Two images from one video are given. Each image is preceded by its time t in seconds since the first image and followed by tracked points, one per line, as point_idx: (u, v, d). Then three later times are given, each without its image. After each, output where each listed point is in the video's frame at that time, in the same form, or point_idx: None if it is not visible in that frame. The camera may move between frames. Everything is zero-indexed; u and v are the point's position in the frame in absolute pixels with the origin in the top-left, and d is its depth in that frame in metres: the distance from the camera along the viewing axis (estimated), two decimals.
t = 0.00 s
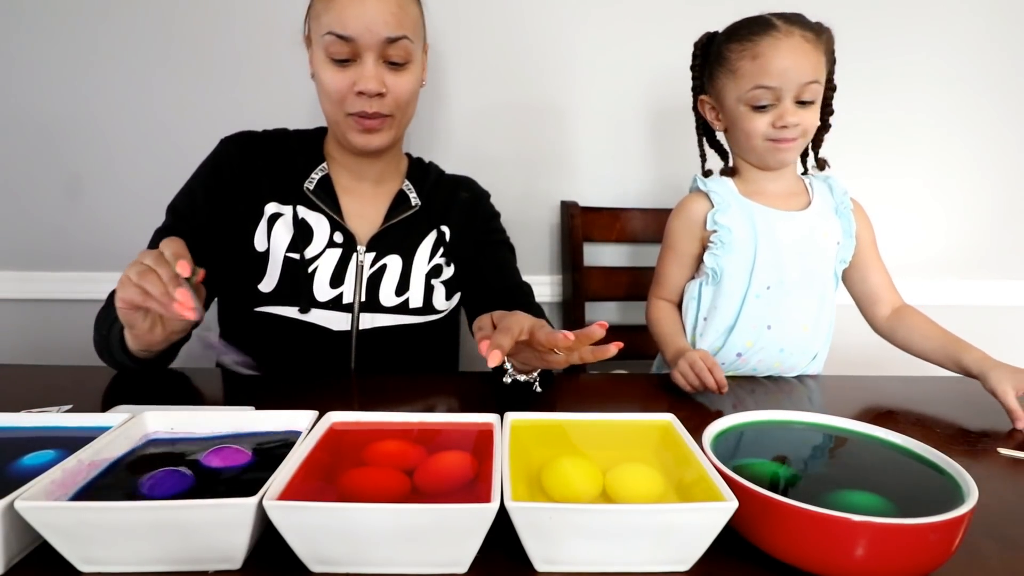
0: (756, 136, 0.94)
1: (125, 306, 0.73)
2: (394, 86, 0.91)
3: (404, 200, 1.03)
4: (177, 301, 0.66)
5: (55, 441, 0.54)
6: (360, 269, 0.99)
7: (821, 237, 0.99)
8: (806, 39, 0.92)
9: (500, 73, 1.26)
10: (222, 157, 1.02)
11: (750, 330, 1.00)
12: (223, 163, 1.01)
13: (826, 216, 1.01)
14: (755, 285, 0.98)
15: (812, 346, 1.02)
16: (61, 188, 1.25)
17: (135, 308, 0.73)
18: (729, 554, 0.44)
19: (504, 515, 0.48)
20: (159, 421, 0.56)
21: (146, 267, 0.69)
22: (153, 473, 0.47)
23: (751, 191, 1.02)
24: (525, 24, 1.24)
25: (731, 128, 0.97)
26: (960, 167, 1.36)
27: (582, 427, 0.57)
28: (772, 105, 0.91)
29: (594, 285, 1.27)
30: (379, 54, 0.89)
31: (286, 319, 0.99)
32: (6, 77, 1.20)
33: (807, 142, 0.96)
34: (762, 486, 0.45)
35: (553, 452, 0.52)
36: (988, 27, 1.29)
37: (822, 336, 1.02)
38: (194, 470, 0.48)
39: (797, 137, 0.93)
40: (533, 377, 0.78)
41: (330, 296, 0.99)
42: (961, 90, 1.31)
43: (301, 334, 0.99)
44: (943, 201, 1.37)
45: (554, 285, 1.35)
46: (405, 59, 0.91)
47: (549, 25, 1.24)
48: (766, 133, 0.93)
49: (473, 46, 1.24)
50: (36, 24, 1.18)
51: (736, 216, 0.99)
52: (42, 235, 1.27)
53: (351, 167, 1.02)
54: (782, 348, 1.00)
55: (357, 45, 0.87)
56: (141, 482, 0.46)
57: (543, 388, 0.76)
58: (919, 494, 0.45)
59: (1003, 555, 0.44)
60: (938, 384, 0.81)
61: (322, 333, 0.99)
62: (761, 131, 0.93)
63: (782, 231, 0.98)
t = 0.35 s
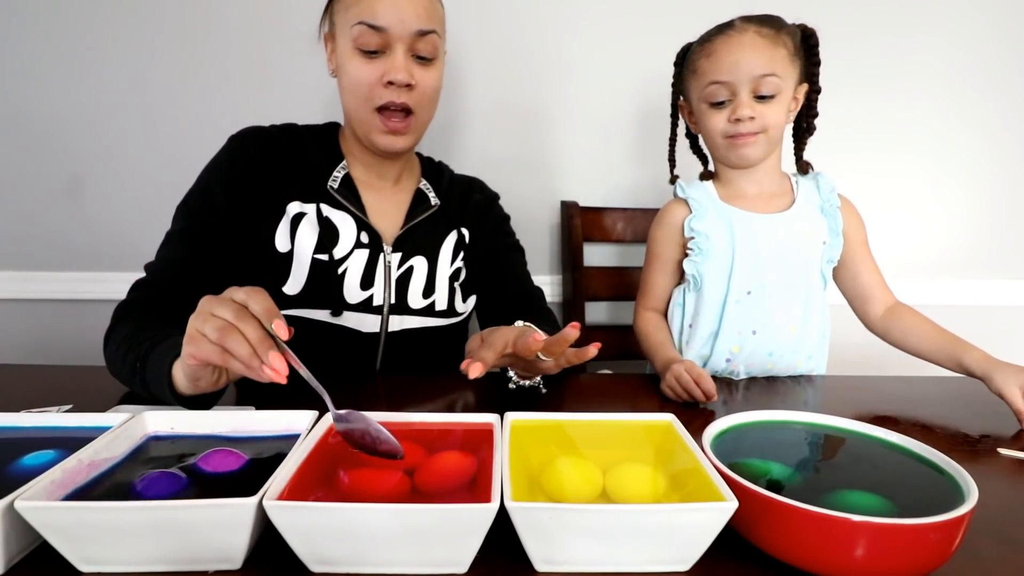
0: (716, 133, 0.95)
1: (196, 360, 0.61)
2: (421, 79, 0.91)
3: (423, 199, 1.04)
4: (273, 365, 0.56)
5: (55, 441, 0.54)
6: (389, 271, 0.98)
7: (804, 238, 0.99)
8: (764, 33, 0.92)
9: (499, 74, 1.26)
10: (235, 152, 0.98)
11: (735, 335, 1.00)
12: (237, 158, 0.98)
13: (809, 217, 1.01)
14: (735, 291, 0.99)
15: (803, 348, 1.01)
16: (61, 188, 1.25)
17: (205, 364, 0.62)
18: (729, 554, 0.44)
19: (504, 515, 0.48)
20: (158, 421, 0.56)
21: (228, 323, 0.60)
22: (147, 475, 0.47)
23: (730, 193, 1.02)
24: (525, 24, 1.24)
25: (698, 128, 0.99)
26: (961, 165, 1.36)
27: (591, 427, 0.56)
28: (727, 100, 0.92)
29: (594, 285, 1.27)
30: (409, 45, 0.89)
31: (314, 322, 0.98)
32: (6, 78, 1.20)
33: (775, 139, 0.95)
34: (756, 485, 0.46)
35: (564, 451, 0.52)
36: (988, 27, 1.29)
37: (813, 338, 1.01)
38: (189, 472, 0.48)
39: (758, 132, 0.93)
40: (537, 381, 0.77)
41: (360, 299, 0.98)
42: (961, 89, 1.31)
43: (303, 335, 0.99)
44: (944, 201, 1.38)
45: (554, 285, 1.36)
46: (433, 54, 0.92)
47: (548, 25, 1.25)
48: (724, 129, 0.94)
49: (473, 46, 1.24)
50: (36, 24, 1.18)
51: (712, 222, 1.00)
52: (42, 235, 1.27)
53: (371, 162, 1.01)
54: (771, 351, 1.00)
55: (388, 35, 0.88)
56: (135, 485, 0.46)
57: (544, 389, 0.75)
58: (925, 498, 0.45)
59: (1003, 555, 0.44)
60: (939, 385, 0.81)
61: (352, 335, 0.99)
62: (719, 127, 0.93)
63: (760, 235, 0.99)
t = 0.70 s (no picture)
0: (671, 137, 0.99)
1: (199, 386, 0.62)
2: (423, 78, 0.91)
3: (424, 201, 1.04)
4: (274, 395, 0.56)
5: (55, 441, 0.54)
6: (387, 274, 0.98)
7: (788, 235, 1.00)
8: (711, 36, 0.94)
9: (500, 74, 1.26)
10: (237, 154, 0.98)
11: (723, 334, 1.00)
12: (237, 159, 0.98)
13: (793, 213, 1.01)
14: (719, 289, 1.00)
15: (792, 343, 1.01)
16: (61, 188, 1.25)
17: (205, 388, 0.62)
18: (728, 554, 0.44)
19: (504, 515, 0.48)
20: (157, 421, 0.56)
21: (227, 354, 0.60)
22: (142, 476, 0.47)
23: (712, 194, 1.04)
24: (526, 25, 1.24)
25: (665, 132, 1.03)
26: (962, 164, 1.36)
27: (588, 427, 0.57)
28: (678, 106, 0.96)
29: (594, 286, 1.27)
30: (411, 45, 0.89)
31: (312, 325, 0.99)
32: (6, 78, 1.20)
33: (730, 139, 0.96)
34: (755, 483, 0.46)
35: (563, 452, 0.52)
36: (989, 26, 1.29)
37: (802, 334, 1.02)
38: (185, 472, 0.48)
39: (708, 134, 0.95)
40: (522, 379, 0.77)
41: (358, 301, 0.98)
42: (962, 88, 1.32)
43: (303, 335, 0.99)
44: (945, 200, 1.38)
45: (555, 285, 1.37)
46: (433, 53, 0.92)
47: (547, 26, 1.25)
48: (678, 135, 0.97)
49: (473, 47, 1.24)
50: (36, 24, 1.18)
51: (694, 222, 1.01)
52: (42, 235, 1.27)
53: (372, 164, 1.02)
54: (761, 348, 1.00)
55: (391, 34, 0.88)
56: (129, 485, 0.46)
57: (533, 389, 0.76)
58: (918, 493, 0.45)
59: (1004, 555, 0.44)
60: (939, 385, 0.81)
61: (351, 338, 0.99)
62: (672, 134, 0.97)
63: (741, 233, 1.00)
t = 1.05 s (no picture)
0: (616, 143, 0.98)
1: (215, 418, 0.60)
2: (414, 74, 0.91)
3: (421, 198, 1.03)
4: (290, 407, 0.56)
5: (55, 440, 0.54)
6: (385, 271, 0.98)
7: (753, 224, 1.00)
8: (654, 41, 0.94)
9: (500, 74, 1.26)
10: (238, 152, 0.98)
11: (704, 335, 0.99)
12: (239, 158, 0.98)
13: (752, 202, 1.01)
14: (693, 291, 0.99)
15: (772, 335, 1.00)
16: (61, 188, 1.25)
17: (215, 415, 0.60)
18: (728, 553, 0.44)
19: (504, 515, 0.48)
20: (158, 420, 0.56)
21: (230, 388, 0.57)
22: (139, 477, 0.47)
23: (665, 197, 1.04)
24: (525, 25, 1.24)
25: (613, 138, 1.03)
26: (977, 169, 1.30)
27: (587, 427, 0.57)
28: (620, 111, 0.96)
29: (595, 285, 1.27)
30: (399, 42, 0.89)
31: (311, 322, 0.98)
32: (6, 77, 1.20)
33: (672, 144, 0.95)
34: (757, 484, 0.46)
35: (560, 451, 0.52)
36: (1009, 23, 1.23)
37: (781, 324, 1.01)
38: (183, 473, 0.48)
39: (648, 140, 0.95)
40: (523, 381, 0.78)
41: (357, 299, 0.98)
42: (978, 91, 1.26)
43: (303, 334, 0.99)
44: (945, 200, 1.31)
45: (557, 286, 1.33)
46: (423, 48, 0.92)
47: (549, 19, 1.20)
48: (619, 140, 0.97)
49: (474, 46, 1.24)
50: (36, 24, 1.18)
51: (658, 224, 1.00)
52: (42, 235, 1.27)
53: (372, 164, 1.02)
54: (744, 344, 1.00)
55: (378, 34, 0.88)
56: (126, 487, 0.46)
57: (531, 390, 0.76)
58: (908, 489, 0.46)
59: (1004, 556, 0.44)
60: (938, 384, 0.81)
61: (350, 335, 0.99)
62: (613, 139, 0.97)
63: (704, 232, 0.99)
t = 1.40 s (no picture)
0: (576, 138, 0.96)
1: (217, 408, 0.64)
2: (409, 72, 0.91)
3: (419, 197, 1.03)
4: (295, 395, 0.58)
5: (55, 441, 0.54)
6: (384, 269, 0.98)
7: (698, 228, 1.00)
8: (619, 34, 0.92)
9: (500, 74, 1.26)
10: (239, 151, 0.98)
11: (645, 335, 1.03)
12: (240, 157, 0.98)
13: (699, 205, 1.01)
14: (634, 292, 1.02)
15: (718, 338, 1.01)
16: (61, 188, 1.25)
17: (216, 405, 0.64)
18: (728, 554, 0.44)
19: (504, 515, 0.49)
20: (158, 420, 0.56)
21: (226, 391, 0.60)
22: (138, 477, 0.47)
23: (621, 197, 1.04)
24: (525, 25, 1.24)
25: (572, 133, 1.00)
26: (976, 169, 1.30)
27: (587, 428, 0.57)
28: (581, 105, 0.93)
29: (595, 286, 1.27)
30: (392, 40, 0.89)
31: (310, 320, 0.98)
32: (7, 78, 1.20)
33: (633, 142, 0.94)
34: (757, 484, 0.46)
35: (559, 452, 0.52)
36: (1010, 23, 1.23)
37: (730, 324, 1.01)
38: (181, 474, 0.48)
39: (610, 136, 0.93)
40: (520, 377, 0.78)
41: (357, 296, 0.98)
42: (978, 90, 1.26)
43: (303, 335, 0.99)
44: (945, 199, 1.31)
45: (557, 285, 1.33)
46: (417, 46, 0.92)
47: (550, 21, 1.20)
48: (581, 136, 0.95)
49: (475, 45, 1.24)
50: (36, 24, 1.18)
51: (607, 222, 1.03)
52: (42, 235, 1.27)
53: (372, 164, 1.02)
54: (686, 345, 1.02)
55: (371, 33, 0.88)
56: (126, 486, 0.46)
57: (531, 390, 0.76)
58: (895, 488, 0.46)
59: (1004, 555, 0.44)
60: (938, 384, 0.81)
61: (349, 333, 0.99)
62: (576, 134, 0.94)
63: (647, 234, 1.01)
